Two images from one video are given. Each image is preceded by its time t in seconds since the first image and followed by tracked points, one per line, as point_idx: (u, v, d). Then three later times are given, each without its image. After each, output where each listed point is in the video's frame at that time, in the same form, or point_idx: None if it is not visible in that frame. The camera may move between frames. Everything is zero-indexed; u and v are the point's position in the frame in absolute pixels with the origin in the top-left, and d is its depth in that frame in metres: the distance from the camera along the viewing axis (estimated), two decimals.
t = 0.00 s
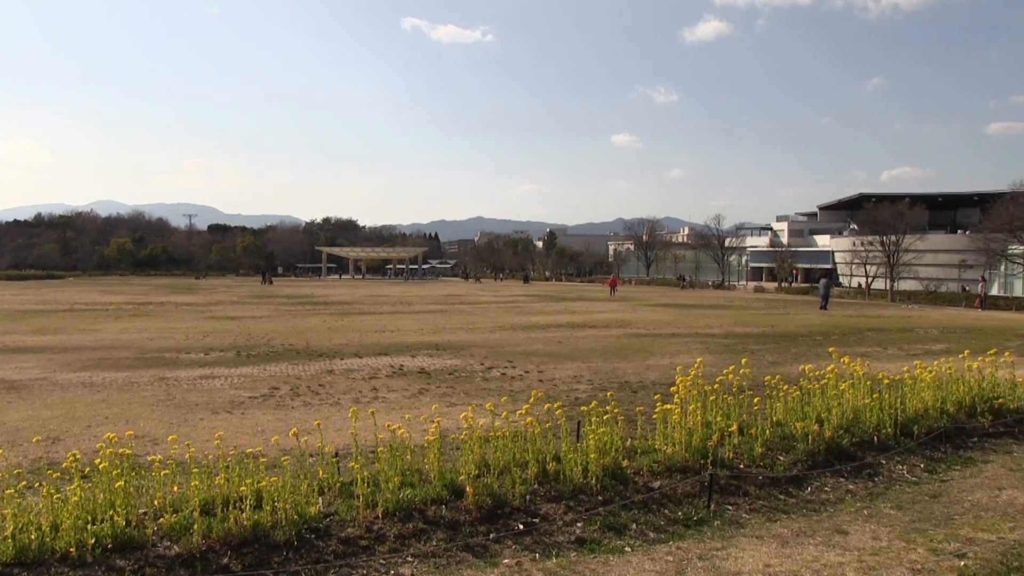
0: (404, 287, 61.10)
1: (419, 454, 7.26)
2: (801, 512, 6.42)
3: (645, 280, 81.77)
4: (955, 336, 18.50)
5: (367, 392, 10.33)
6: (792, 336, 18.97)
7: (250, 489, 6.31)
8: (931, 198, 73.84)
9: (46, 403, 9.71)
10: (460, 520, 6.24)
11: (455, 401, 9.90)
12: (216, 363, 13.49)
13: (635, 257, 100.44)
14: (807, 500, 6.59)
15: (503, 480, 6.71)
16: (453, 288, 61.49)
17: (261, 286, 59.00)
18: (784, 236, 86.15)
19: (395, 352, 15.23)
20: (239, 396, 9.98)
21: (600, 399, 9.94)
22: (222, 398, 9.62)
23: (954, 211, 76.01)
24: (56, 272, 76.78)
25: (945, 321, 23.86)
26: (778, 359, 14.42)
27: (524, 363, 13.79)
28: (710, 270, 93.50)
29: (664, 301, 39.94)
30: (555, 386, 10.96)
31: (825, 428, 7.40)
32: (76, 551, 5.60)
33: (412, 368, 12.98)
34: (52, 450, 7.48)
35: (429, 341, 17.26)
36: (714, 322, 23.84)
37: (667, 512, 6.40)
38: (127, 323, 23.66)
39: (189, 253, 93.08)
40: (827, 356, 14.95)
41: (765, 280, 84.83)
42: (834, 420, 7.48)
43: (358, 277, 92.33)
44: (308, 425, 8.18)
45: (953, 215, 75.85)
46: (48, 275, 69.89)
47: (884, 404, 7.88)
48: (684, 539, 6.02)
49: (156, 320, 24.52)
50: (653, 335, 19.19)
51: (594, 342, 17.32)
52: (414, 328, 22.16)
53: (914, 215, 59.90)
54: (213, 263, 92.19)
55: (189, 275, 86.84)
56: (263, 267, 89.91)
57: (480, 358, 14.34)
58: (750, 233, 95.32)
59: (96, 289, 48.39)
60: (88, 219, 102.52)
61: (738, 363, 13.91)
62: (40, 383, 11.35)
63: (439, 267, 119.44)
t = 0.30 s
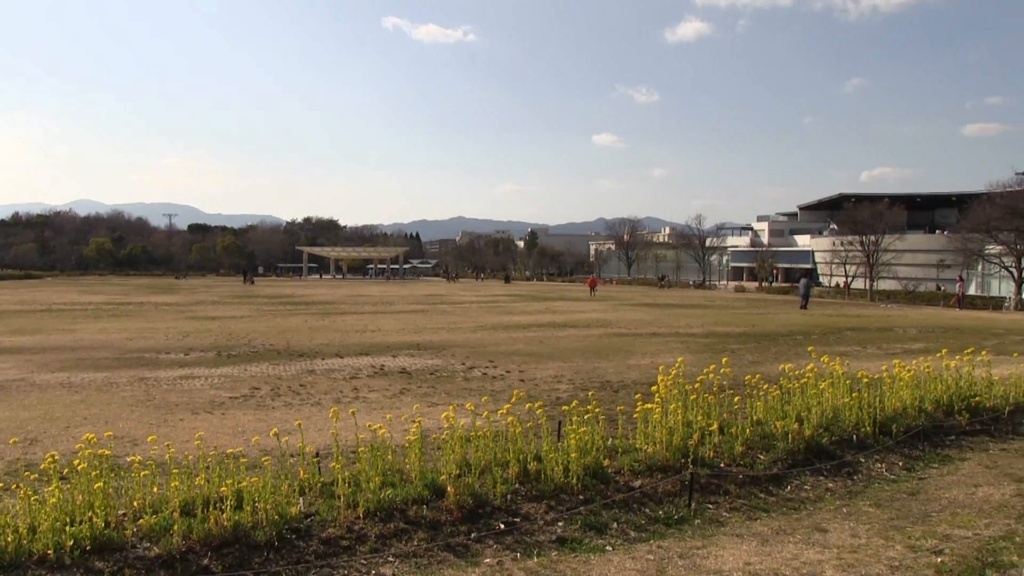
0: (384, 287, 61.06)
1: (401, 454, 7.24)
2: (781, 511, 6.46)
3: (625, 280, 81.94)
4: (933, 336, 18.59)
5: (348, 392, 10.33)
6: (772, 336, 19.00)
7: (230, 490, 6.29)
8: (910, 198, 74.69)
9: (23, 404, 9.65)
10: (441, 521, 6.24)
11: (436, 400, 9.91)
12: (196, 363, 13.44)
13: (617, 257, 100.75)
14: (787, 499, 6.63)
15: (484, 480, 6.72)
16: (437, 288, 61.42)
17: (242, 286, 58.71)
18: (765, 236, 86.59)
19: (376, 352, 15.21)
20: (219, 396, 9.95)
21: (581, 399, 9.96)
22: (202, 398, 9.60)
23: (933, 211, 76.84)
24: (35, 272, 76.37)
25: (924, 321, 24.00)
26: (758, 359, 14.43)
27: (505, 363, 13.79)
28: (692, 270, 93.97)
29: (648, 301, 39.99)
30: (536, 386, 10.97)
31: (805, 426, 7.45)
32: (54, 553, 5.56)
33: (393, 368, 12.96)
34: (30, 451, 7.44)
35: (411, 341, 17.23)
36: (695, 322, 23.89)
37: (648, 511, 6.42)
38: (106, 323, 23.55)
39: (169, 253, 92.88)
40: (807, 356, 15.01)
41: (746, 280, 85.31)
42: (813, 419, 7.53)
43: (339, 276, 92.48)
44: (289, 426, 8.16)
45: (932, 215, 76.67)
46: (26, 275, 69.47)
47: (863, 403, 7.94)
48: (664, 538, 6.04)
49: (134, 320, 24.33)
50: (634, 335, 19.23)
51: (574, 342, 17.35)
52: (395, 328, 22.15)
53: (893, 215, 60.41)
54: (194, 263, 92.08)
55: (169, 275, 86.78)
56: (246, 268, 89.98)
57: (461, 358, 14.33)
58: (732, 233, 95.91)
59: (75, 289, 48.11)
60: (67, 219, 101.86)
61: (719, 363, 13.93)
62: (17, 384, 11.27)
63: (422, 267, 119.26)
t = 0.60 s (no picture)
0: (364, 287, 60.87)
1: (381, 454, 7.24)
2: (760, 509, 6.50)
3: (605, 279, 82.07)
4: (911, 336, 18.70)
5: (328, 392, 10.31)
6: (752, 335, 19.05)
7: (210, 491, 6.26)
8: (889, 198, 75.54)
9: None
10: (422, 520, 6.25)
11: (417, 400, 9.90)
12: (176, 363, 13.38)
13: (597, 257, 101.07)
14: (765, 497, 6.68)
15: (465, 480, 6.72)
16: (418, 288, 61.33)
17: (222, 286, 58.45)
18: (745, 235, 86.97)
19: (357, 352, 15.20)
20: (199, 397, 9.91)
21: (562, 399, 9.98)
22: (181, 399, 9.56)
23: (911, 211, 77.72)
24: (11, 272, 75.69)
25: (902, 320, 24.17)
26: (738, 358, 14.49)
27: (486, 363, 13.81)
28: (672, 270, 94.43)
29: (629, 300, 40.04)
30: (517, 386, 10.98)
31: (784, 425, 7.50)
32: (30, 556, 5.51)
33: (374, 368, 12.93)
34: (6, 454, 7.38)
35: (390, 342, 17.17)
36: (676, 322, 23.97)
37: (628, 510, 6.45)
38: (82, 323, 23.43)
39: (148, 253, 92.55)
40: (788, 356, 15.09)
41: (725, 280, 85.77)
42: (792, 418, 7.57)
43: (320, 276, 92.54)
44: (269, 426, 8.13)
45: (910, 215, 77.56)
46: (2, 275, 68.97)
47: (842, 402, 8.00)
48: (645, 537, 6.07)
49: (111, 321, 24.15)
50: (614, 335, 19.29)
51: (555, 341, 17.40)
52: (376, 327, 22.12)
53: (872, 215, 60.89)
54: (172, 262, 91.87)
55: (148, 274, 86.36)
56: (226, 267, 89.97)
57: (442, 358, 14.33)
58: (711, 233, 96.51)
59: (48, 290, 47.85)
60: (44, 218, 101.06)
61: (699, 362, 13.96)
62: None
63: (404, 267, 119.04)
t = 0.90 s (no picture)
0: (345, 287, 61.08)
1: (362, 454, 7.22)
2: (739, 508, 6.54)
3: (585, 280, 82.24)
4: (889, 335, 18.82)
5: (309, 392, 10.30)
6: (732, 335, 19.06)
7: (190, 492, 6.22)
8: (869, 198, 76.20)
9: None
10: (403, 520, 6.25)
11: (398, 400, 9.90)
12: (156, 364, 13.32)
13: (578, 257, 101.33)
14: (746, 496, 6.71)
15: (445, 480, 6.73)
16: (400, 288, 61.38)
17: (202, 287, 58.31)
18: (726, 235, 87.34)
19: (337, 352, 15.19)
20: (179, 397, 9.88)
21: (542, 398, 9.99)
22: (161, 399, 9.53)
23: (889, 211, 78.50)
24: None
25: (880, 319, 24.38)
26: (719, 358, 14.55)
27: (466, 362, 13.81)
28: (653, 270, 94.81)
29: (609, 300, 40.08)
30: (498, 386, 10.98)
31: (764, 424, 7.53)
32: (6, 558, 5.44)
33: (355, 368, 12.91)
34: None
35: (371, 342, 17.18)
36: (656, 321, 24.06)
37: (609, 509, 6.48)
38: (59, 324, 23.29)
39: (127, 253, 92.17)
40: (767, 355, 15.19)
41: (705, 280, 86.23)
42: (771, 417, 7.61)
43: (301, 276, 92.58)
44: (249, 426, 8.11)
45: (888, 215, 78.36)
46: None
47: (821, 401, 8.05)
48: (625, 535, 6.10)
49: (89, 321, 24.04)
50: (594, 334, 19.33)
51: (535, 341, 17.42)
52: (357, 327, 22.12)
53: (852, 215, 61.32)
54: (152, 262, 91.63)
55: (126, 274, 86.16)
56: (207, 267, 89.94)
57: (423, 358, 14.33)
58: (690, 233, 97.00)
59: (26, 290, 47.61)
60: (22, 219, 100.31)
61: (679, 362, 14.00)
62: None
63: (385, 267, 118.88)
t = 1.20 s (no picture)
0: (326, 287, 61.18)
1: (342, 454, 7.21)
2: (719, 506, 6.58)
3: (566, 279, 82.36)
4: (866, 334, 18.95)
5: (289, 392, 10.29)
6: (711, 335, 19.09)
7: (169, 493, 6.19)
8: (847, 198, 76.79)
9: None
10: (383, 520, 6.26)
11: (378, 400, 9.90)
12: (134, 364, 13.25)
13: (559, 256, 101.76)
14: (725, 494, 6.75)
15: (426, 480, 6.73)
16: (382, 288, 61.45)
17: (182, 287, 57.93)
18: (705, 235, 87.74)
19: (318, 352, 15.16)
20: (157, 398, 9.85)
21: (523, 398, 10.01)
22: (139, 400, 9.49)
23: (866, 211, 79.21)
24: None
25: (859, 319, 24.55)
26: (699, 357, 14.63)
27: (447, 362, 13.80)
28: (633, 269, 95.42)
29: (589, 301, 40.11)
30: (479, 386, 10.99)
31: (743, 423, 7.57)
32: None
33: (334, 369, 12.87)
34: None
35: (352, 342, 17.14)
36: (636, 321, 24.16)
37: (589, 508, 6.50)
38: (35, 324, 23.11)
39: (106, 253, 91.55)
40: (747, 355, 15.28)
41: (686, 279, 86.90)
42: (751, 416, 7.65)
43: (282, 276, 92.45)
44: (229, 427, 8.09)
45: (867, 216, 79.08)
46: None
47: (800, 399, 8.11)
48: (605, 534, 6.13)
49: (68, 322, 23.84)
50: (574, 334, 19.33)
51: (516, 341, 17.43)
52: (338, 328, 22.07)
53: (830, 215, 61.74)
54: (131, 263, 91.24)
55: (104, 275, 85.89)
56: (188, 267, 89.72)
57: (403, 358, 14.31)
58: (671, 233, 97.51)
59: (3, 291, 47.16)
60: None
61: (659, 361, 14.02)
62: None
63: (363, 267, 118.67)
